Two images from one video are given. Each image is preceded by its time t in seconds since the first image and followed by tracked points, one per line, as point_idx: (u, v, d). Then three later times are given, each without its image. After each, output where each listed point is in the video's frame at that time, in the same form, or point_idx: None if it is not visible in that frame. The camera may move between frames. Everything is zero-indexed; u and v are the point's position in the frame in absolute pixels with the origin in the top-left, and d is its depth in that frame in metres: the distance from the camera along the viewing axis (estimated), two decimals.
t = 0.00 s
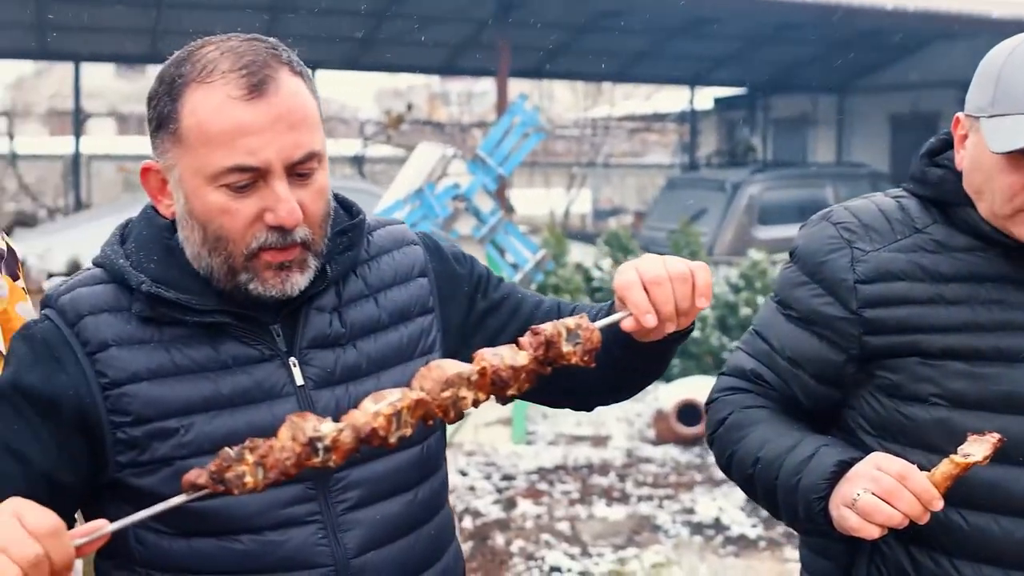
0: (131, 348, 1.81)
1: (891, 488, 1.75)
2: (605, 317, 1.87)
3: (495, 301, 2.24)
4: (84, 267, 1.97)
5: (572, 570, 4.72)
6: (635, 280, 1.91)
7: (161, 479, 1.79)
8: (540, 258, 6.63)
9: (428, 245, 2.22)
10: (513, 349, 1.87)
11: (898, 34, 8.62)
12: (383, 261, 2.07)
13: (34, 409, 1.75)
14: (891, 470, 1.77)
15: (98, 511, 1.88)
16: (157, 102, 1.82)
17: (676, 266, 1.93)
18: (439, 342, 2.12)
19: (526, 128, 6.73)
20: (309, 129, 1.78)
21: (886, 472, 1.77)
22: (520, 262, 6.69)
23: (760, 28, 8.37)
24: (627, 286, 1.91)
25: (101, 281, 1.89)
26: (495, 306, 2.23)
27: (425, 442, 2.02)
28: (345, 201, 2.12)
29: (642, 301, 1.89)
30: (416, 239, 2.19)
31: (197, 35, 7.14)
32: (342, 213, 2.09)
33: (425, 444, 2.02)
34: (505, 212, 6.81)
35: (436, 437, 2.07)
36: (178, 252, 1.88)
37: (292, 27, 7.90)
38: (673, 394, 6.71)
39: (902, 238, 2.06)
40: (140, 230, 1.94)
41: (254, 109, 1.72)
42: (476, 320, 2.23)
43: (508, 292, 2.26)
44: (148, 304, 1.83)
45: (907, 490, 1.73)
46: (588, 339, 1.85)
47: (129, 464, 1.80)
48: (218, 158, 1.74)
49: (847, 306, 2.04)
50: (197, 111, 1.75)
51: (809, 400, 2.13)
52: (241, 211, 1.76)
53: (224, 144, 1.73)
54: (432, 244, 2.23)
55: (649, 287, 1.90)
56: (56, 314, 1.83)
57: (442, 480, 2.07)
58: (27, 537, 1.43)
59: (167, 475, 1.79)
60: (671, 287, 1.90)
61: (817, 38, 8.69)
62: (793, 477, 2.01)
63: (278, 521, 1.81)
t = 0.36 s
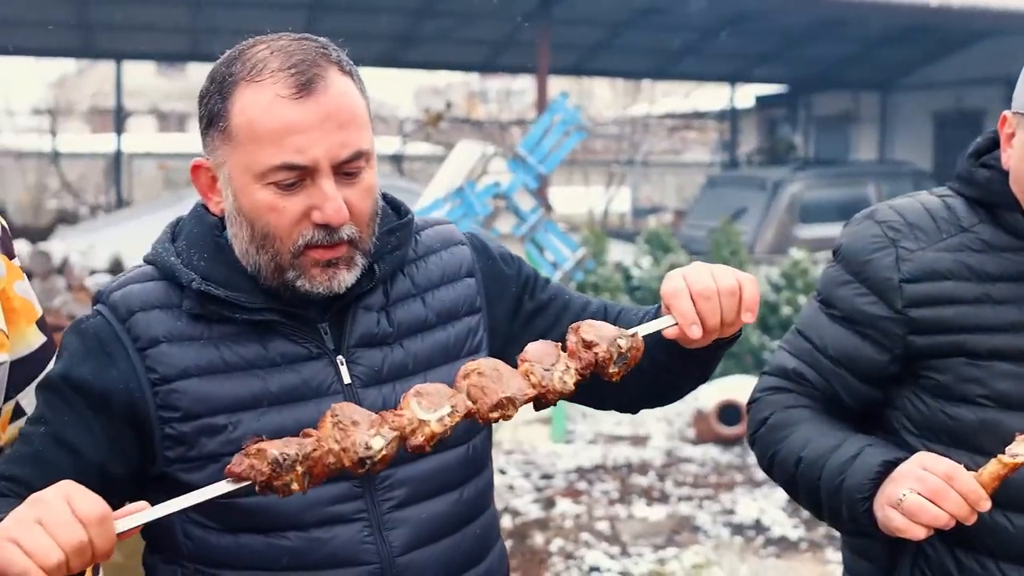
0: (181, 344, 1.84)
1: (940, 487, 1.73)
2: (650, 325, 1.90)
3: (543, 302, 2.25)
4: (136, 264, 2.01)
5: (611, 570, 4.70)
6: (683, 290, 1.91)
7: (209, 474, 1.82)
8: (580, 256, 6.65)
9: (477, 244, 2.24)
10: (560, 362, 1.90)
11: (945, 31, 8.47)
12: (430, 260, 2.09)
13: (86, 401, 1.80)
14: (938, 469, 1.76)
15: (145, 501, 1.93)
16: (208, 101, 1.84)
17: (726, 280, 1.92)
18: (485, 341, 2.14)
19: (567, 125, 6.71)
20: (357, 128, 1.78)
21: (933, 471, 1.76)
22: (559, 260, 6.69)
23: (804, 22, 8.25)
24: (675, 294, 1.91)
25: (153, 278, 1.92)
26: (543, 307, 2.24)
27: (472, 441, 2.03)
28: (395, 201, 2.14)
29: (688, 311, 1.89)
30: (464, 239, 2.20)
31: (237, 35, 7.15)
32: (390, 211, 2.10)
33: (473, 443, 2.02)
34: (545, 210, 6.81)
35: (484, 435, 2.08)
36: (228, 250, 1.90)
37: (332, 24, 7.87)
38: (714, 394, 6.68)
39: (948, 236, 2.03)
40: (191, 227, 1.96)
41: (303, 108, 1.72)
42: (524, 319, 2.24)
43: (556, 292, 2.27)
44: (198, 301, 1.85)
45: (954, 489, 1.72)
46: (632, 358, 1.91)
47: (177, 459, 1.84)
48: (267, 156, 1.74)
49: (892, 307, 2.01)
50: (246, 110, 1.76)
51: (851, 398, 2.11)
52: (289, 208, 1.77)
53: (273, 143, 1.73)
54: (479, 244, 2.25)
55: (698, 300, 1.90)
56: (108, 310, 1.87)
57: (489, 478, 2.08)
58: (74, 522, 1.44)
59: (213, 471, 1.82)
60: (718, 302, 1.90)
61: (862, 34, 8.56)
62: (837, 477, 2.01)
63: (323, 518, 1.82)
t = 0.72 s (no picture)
0: (227, 340, 1.85)
1: (977, 488, 1.73)
2: (691, 336, 1.87)
3: (584, 300, 2.24)
4: (181, 261, 2.03)
5: (650, 568, 4.69)
6: (730, 302, 1.90)
7: (254, 469, 1.84)
8: (618, 254, 6.71)
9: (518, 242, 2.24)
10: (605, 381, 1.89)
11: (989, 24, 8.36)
12: (472, 258, 2.10)
13: (132, 395, 1.82)
14: (978, 470, 1.75)
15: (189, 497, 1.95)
16: (256, 98, 1.86)
17: (773, 297, 1.90)
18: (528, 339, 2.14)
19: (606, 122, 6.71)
20: (402, 126, 1.78)
21: (971, 473, 1.76)
22: (596, 258, 6.71)
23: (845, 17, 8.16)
24: (722, 306, 1.90)
25: (198, 273, 1.94)
26: (584, 304, 2.24)
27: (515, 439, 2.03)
28: (437, 199, 2.16)
29: (733, 324, 1.88)
30: (506, 237, 2.21)
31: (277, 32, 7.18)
32: (433, 210, 2.11)
33: (514, 442, 2.03)
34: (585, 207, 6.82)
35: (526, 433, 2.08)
36: (273, 247, 1.91)
37: (369, 20, 7.86)
38: (753, 391, 6.66)
39: (988, 235, 2.02)
40: (236, 224, 1.98)
41: (349, 106, 1.73)
42: (565, 317, 2.24)
43: (597, 291, 2.26)
44: (243, 297, 1.87)
45: (992, 490, 1.71)
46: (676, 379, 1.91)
47: (222, 453, 1.85)
48: (313, 154, 1.75)
49: (932, 306, 2.01)
50: (293, 107, 1.77)
51: (889, 396, 2.12)
52: (334, 206, 1.77)
53: (320, 141, 1.74)
54: (521, 242, 2.25)
55: (745, 319, 1.88)
56: (154, 305, 1.88)
57: (531, 477, 2.08)
58: (127, 531, 1.46)
59: (259, 466, 1.84)
60: (763, 319, 1.89)
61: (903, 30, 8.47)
62: (876, 477, 2.00)
63: (366, 514, 1.83)
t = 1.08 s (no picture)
0: (267, 341, 1.86)
1: (1015, 496, 1.75)
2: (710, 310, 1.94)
3: (622, 306, 2.26)
4: (222, 261, 2.05)
5: (685, 569, 4.68)
6: (744, 277, 1.92)
7: (292, 471, 1.85)
8: (653, 254, 6.67)
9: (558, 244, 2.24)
10: (623, 340, 1.91)
11: None
12: (512, 259, 2.10)
13: (172, 395, 1.83)
14: (1017, 476, 1.77)
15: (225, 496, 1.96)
16: (295, 99, 1.87)
17: (791, 273, 1.92)
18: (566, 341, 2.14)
19: (641, 122, 6.72)
20: (440, 127, 1.78)
21: (1009, 479, 1.78)
22: (632, 258, 6.67)
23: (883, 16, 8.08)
24: (737, 281, 1.92)
25: (239, 275, 1.96)
26: (623, 310, 2.26)
27: (551, 442, 2.03)
28: (478, 200, 2.17)
29: (748, 298, 1.90)
30: (546, 239, 2.21)
31: (311, 31, 7.15)
32: (473, 212, 2.12)
33: (551, 444, 2.03)
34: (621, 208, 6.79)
35: (563, 436, 2.08)
36: (312, 249, 1.92)
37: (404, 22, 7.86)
38: (789, 392, 6.62)
39: None
40: (277, 225, 1.99)
41: (386, 107, 1.73)
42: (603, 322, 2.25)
43: (636, 296, 2.28)
44: (283, 299, 1.88)
45: None
46: (695, 340, 1.94)
47: (261, 454, 1.86)
48: (350, 156, 1.76)
49: (970, 307, 2.01)
50: (331, 108, 1.78)
51: (927, 399, 2.10)
52: (372, 207, 1.78)
53: (357, 141, 1.75)
54: (561, 245, 2.26)
55: (761, 289, 1.90)
56: (195, 306, 1.90)
57: (568, 480, 2.08)
58: (146, 481, 1.49)
59: (297, 467, 1.84)
60: (779, 292, 1.91)
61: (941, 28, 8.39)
62: (913, 479, 1.99)
63: (403, 516, 1.83)
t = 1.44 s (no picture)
0: (296, 343, 1.87)
1: None
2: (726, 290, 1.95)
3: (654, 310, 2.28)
4: (253, 261, 2.07)
5: (715, 569, 4.67)
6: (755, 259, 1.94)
7: (322, 472, 1.85)
8: (685, 254, 6.61)
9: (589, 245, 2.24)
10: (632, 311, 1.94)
11: None
12: (544, 261, 2.10)
13: (201, 394, 1.84)
14: None
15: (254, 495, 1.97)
16: (327, 100, 1.87)
17: (801, 253, 1.94)
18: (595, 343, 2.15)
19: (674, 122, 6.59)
20: (471, 129, 1.79)
21: None
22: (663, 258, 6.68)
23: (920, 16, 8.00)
24: (749, 265, 1.94)
25: (270, 276, 1.97)
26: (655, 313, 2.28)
27: (581, 445, 2.03)
28: (510, 201, 2.17)
29: (759, 275, 1.91)
30: (577, 240, 2.21)
31: (343, 34, 7.07)
32: (504, 213, 2.13)
33: (581, 447, 2.03)
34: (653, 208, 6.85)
35: (593, 438, 2.08)
36: (343, 249, 1.93)
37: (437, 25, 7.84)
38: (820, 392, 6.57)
39: None
40: (307, 225, 2.00)
41: (418, 108, 1.74)
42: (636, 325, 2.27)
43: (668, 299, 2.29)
44: (313, 301, 1.88)
45: None
46: (707, 303, 1.93)
47: (291, 455, 1.86)
48: (381, 157, 1.76)
49: (1002, 308, 2.00)
50: (362, 110, 1.78)
51: (959, 401, 2.09)
52: (403, 209, 1.79)
53: (388, 143, 1.75)
54: (592, 247, 2.26)
55: (771, 264, 1.93)
56: (225, 306, 1.92)
57: (598, 483, 2.08)
58: (160, 435, 1.51)
59: (326, 469, 1.85)
60: (790, 267, 1.92)
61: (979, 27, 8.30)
62: (944, 482, 1.98)
63: (432, 518, 1.83)
